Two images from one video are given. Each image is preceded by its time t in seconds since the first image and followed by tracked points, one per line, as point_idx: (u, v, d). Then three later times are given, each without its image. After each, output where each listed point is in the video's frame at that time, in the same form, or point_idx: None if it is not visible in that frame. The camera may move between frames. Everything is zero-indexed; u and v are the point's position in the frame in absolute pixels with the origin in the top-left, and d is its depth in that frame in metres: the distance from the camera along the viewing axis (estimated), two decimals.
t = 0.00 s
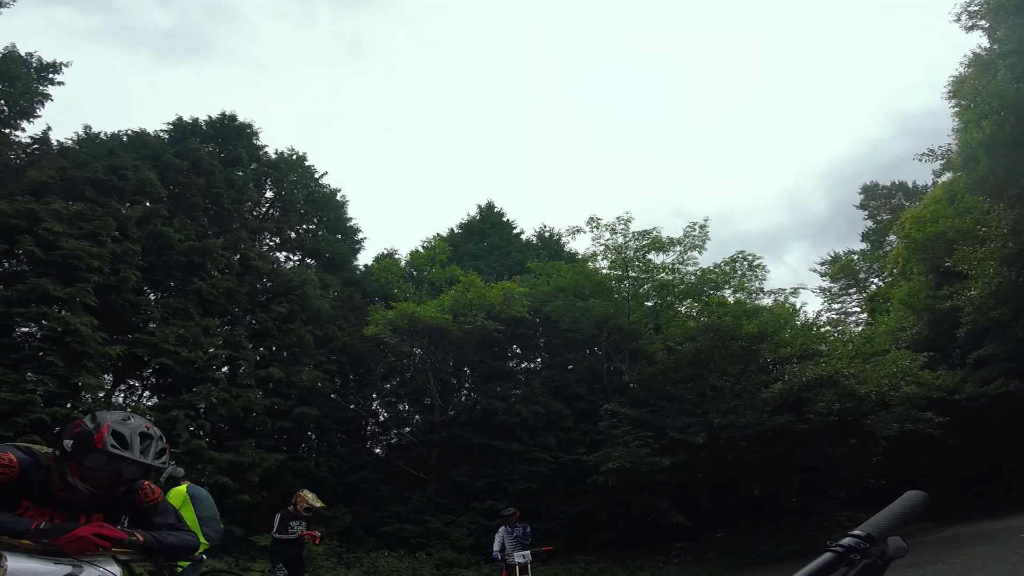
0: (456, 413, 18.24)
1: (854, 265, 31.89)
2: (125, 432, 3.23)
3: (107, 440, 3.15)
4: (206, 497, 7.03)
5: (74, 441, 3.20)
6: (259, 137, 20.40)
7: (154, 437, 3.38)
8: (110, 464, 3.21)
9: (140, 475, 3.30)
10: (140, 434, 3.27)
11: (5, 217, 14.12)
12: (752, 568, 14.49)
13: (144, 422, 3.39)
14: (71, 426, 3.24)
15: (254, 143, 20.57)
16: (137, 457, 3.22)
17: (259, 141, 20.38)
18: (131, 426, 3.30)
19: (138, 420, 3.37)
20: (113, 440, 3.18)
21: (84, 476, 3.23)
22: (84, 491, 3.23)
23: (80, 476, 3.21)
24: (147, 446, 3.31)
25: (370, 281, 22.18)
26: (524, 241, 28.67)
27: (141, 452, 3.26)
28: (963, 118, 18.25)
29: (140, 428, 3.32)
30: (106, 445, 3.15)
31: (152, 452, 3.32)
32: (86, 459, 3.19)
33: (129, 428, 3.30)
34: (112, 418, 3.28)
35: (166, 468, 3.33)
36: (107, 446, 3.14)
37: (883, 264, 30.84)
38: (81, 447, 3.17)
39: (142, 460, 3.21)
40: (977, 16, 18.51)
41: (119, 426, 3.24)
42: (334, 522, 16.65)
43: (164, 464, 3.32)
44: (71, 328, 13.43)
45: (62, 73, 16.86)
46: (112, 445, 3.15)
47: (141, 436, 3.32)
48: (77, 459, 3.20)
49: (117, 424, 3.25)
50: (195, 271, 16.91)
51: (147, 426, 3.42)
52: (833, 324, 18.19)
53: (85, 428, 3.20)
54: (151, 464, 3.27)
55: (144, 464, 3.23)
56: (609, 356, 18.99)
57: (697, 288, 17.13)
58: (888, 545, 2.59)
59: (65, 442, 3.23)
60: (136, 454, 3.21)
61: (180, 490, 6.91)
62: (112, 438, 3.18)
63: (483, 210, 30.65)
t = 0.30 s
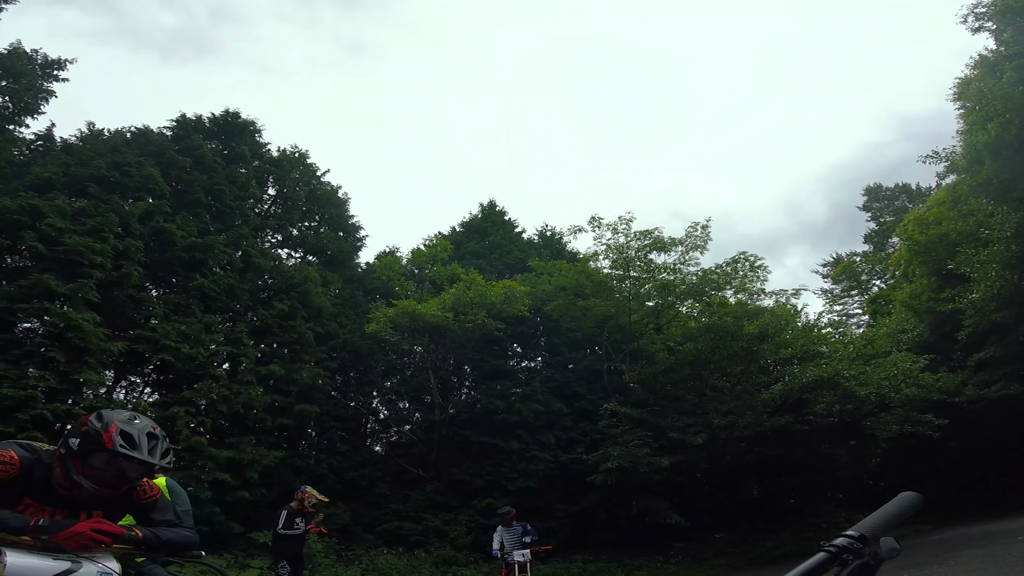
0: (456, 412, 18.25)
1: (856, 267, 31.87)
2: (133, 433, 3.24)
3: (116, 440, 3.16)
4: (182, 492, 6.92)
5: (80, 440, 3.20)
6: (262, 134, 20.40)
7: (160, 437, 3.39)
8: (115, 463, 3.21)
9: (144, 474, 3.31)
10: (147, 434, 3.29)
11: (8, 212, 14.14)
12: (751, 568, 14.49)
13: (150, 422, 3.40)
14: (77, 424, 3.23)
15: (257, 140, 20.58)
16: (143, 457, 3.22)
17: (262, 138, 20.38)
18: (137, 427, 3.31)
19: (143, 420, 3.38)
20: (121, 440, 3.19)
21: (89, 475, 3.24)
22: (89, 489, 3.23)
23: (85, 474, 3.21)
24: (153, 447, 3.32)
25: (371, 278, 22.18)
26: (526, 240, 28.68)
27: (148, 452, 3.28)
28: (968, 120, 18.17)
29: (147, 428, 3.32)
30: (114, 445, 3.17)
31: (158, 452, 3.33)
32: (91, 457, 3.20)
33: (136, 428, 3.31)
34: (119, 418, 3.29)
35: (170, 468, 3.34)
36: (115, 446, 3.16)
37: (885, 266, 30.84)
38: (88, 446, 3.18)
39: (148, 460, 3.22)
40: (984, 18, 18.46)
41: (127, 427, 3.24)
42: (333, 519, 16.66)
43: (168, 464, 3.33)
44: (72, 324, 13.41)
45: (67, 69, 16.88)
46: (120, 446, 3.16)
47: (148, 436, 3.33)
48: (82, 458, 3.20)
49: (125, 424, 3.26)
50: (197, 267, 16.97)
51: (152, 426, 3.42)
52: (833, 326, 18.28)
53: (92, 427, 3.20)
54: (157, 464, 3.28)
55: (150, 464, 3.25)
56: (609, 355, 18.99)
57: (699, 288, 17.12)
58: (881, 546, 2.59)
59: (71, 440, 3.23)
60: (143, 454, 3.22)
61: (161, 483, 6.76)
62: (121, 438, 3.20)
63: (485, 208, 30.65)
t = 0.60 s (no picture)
0: (457, 409, 18.26)
1: (857, 264, 31.83)
2: (139, 430, 3.22)
3: (122, 438, 3.14)
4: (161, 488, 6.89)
5: (87, 437, 3.21)
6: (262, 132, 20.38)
7: (166, 434, 3.38)
8: (123, 461, 3.21)
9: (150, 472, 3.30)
10: (154, 432, 3.27)
11: (8, 211, 14.15)
12: (751, 565, 14.50)
13: (156, 419, 3.39)
14: (84, 421, 3.23)
15: (257, 138, 20.57)
16: (149, 456, 3.20)
17: (262, 136, 20.35)
18: (144, 424, 3.30)
19: (149, 417, 3.37)
20: (127, 438, 3.17)
21: (96, 472, 3.25)
22: (94, 486, 3.23)
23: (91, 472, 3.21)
24: (159, 444, 3.31)
25: (372, 276, 22.18)
26: (527, 237, 28.68)
27: (154, 449, 3.27)
28: (970, 117, 18.13)
29: (153, 425, 3.31)
30: (121, 443, 3.15)
31: (164, 450, 3.32)
32: (98, 455, 3.20)
33: (143, 425, 3.29)
34: (126, 415, 3.27)
35: (176, 465, 3.33)
36: (122, 444, 3.13)
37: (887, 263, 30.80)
38: (95, 444, 3.18)
39: (154, 457, 3.20)
40: (987, 17, 18.44)
41: (133, 424, 3.22)
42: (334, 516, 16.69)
43: (174, 461, 3.32)
44: (74, 322, 13.43)
45: (66, 68, 16.87)
46: (127, 443, 3.14)
47: (154, 433, 3.32)
48: (90, 455, 3.21)
49: (131, 421, 3.24)
50: (198, 265, 16.99)
51: (157, 423, 3.40)
52: (835, 323, 18.28)
53: (99, 424, 3.19)
54: (163, 461, 3.27)
55: (157, 461, 3.24)
56: (610, 352, 19.00)
57: (701, 285, 17.12)
58: (881, 542, 2.61)
59: (78, 437, 3.23)
60: (149, 452, 3.20)
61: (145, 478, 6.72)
62: (127, 435, 3.17)
63: (486, 206, 30.65)
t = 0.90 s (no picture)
0: (458, 406, 18.28)
1: (857, 260, 31.81)
2: (140, 427, 3.21)
3: (124, 435, 3.12)
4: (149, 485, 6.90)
5: (89, 435, 3.21)
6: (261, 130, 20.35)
7: (167, 431, 3.38)
8: (125, 458, 3.20)
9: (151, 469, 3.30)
10: (156, 428, 3.27)
11: (8, 210, 14.14)
12: (752, 561, 14.52)
13: (157, 416, 3.39)
14: (85, 419, 3.23)
15: (256, 136, 20.57)
16: (151, 453, 3.19)
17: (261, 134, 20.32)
18: (145, 421, 3.29)
19: (150, 415, 3.36)
20: (129, 435, 3.16)
21: (97, 469, 3.24)
22: (96, 484, 3.22)
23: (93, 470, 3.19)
24: (161, 440, 3.31)
25: (372, 273, 22.18)
26: (527, 234, 28.68)
27: (157, 446, 3.27)
28: (970, 113, 18.08)
29: (154, 423, 3.31)
30: (123, 440, 3.13)
31: (165, 447, 3.32)
32: (100, 452, 3.20)
33: (144, 423, 3.29)
34: (126, 412, 3.26)
35: (178, 463, 3.32)
36: (124, 441, 3.12)
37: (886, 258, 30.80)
38: (97, 441, 3.18)
39: (156, 454, 3.18)
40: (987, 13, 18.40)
41: (134, 421, 3.21)
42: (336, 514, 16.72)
43: (176, 459, 3.31)
44: (74, 321, 13.45)
45: (64, 67, 16.83)
46: (129, 440, 3.13)
47: (155, 430, 3.32)
48: (91, 453, 3.21)
49: (132, 419, 3.22)
50: (198, 264, 17.00)
51: (157, 421, 3.39)
52: (835, 318, 18.32)
53: (100, 421, 3.19)
54: (164, 457, 3.27)
55: (159, 457, 3.23)
56: (610, 348, 19.03)
57: (701, 281, 17.16)
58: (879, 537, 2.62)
59: (79, 435, 3.23)
60: (151, 449, 3.19)
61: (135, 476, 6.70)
62: (129, 432, 3.16)
63: (485, 203, 30.64)
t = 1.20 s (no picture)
0: (458, 405, 18.27)
1: (856, 256, 31.80)
2: (136, 429, 3.21)
3: (118, 438, 3.14)
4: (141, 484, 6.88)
5: (84, 436, 3.20)
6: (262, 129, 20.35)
7: (163, 433, 3.37)
8: (121, 460, 3.20)
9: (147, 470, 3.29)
10: (151, 431, 3.26)
11: (8, 207, 14.13)
12: (753, 560, 14.51)
13: (153, 418, 3.38)
14: (80, 420, 3.22)
15: (257, 135, 20.57)
16: (145, 455, 3.20)
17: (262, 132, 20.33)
18: (141, 422, 3.29)
19: (146, 416, 3.36)
20: (124, 437, 3.17)
21: (93, 470, 3.24)
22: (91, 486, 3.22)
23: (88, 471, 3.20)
24: (156, 443, 3.30)
25: (372, 272, 22.17)
26: (526, 233, 28.68)
27: (152, 449, 3.26)
28: (966, 110, 18.09)
29: (150, 424, 3.30)
30: (117, 443, 3.14)
31: (161, 449, 3.31)
32: (95, 453, 3.20)
33: (139, 424, 3.28)
34: (122, 414, 3.26)
35: (173, 465, 3.32)
36: (118, 444, 3.13)
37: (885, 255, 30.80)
38: (92, 443, 3.18)
39: (150, 456, 3.19)
40: (981, 10, 18.42)
41: (129, 423, 3.22)
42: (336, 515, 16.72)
43: (172, 461, 3.31)
44: (73, 319, 13.44)
45: (66, 65, 16.80)
46: (123, 443, 3.13)
47: (151, 432, 3.31)
48: (86, 454, 3.21)
49: (127, 420, 3.23)
50: (197, 262, 16.97)
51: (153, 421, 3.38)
52: (834, 315, 18.33)
53: (96, 423, 3.18)
54: (160, 459, 3.26)
55: (154, 459, 3.23)
56: (610, 347, 18.97)
57: (700, 279, 17.06)
58: (883, 537, 2.63)
59: (74, 437, 3.23)
60: (146, 451, 3.19)
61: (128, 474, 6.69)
62: (123, 434, 3.17)
63: (484, 201, 30.64)
